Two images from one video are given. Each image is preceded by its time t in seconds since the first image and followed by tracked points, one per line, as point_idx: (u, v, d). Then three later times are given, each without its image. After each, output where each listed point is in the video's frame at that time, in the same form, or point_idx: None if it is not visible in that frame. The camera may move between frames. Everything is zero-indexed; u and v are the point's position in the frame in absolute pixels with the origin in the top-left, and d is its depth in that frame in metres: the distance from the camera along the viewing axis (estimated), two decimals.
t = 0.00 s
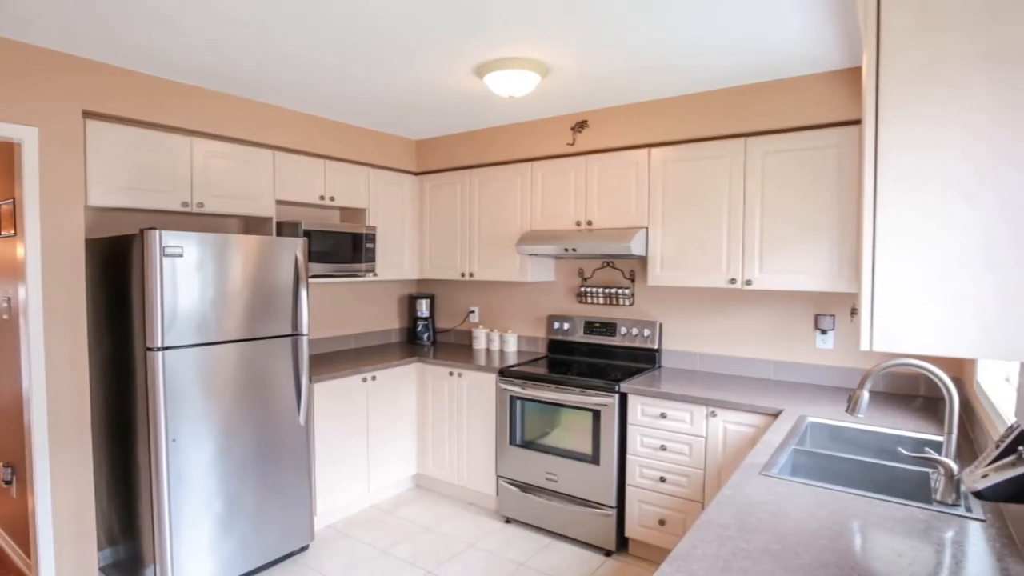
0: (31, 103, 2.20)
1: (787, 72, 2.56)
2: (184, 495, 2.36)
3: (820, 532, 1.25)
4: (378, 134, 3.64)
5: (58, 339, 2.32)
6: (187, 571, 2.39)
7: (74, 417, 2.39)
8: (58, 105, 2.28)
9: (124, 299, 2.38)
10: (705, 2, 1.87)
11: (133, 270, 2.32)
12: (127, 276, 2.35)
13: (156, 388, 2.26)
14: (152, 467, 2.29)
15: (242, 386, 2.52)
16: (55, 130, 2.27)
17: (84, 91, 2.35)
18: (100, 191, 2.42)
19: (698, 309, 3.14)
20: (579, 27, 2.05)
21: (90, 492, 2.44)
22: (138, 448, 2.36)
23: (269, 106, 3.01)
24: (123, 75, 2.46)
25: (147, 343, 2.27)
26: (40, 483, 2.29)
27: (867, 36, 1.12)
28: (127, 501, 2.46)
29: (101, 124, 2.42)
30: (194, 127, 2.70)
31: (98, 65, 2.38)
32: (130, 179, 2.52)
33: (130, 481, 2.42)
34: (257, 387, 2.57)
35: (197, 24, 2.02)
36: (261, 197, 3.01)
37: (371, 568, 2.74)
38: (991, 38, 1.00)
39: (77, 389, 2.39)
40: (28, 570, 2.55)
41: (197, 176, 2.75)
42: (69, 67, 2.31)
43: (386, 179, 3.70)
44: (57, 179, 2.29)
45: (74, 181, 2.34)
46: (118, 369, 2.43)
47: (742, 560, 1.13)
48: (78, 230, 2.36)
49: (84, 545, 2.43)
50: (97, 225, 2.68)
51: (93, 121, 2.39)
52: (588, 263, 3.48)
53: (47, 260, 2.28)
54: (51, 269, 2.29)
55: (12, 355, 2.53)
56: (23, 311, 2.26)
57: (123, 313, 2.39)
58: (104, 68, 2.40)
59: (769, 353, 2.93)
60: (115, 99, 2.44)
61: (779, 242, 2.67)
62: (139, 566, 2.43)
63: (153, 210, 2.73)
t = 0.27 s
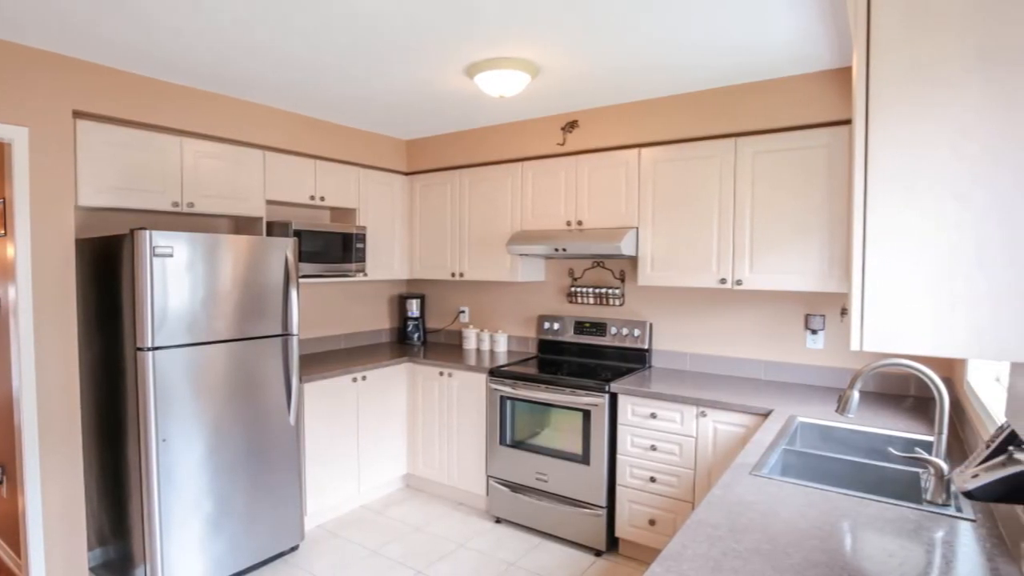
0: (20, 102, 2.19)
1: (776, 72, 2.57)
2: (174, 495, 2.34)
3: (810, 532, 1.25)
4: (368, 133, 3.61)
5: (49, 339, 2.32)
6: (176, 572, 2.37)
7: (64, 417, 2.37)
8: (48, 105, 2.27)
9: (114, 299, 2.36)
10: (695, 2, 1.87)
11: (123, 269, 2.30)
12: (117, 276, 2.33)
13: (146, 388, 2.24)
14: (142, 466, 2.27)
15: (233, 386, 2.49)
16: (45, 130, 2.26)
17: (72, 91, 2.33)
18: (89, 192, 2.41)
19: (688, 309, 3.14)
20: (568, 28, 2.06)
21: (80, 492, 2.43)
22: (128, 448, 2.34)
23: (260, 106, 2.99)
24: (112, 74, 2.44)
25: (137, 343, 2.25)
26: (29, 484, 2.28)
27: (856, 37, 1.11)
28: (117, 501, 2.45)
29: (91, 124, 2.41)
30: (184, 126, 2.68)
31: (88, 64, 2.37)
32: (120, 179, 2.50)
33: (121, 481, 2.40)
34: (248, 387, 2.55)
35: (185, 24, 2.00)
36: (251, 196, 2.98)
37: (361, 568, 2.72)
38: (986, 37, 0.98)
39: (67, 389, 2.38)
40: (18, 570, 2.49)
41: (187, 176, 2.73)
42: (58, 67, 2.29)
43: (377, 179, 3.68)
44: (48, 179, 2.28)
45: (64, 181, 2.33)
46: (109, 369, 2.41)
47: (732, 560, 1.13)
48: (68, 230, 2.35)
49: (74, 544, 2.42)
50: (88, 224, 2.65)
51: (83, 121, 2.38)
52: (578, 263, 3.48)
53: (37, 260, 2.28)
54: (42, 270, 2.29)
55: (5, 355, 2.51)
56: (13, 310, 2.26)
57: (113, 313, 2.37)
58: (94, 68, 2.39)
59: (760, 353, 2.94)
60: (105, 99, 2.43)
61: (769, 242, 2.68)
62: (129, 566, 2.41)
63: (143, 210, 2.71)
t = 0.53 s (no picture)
0: (8, 102, 2.16)
1: (766, 72, 2.57)
2: (164, 495, 2.31)
3: (800, 532, 1.25)
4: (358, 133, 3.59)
5: (39, 340, 2.29)
6: (166, 572, 2.34)
7: (54, 418, 2.34)
8: (38, 105, 2.24)
9: (104, 298, 2.32)
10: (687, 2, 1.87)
11: (112, 269, 2.27)
12: (107, 274, 2.30)
13: (136, 388, 2.21)
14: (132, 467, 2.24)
15: (223, 387, 2.47)
16: (34, 130, 2.23)
17: (60, 91, 2.30)
18: (79, 192, 2.38)
19: (678, 308, 3.15)
20: (565, 28, 2.05)
21: (70, 493, 2.40)
22: (118, 448, 2.31)
23: (252, 106, 2.96)
24: (102, 74, 2.41)
25: (127, 343, 2.22)
26: (19, 482, 2.26)
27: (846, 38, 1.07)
28: (107, 501, 2.41)
29: (82, 124, 2.38)
30: (173, 126, 2.65)
31: (78, 64, 2.34)
32: (110, 179, 2.47)
33: (110, 481, 2.37)
34: (238, 387, 2.52)
35: (176, 25, 1.98)
36: (241, 196, 2.95)
37: (351, 568, 2.70)
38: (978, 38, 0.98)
39: (58, 388, 2.35)
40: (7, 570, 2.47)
41: (177, 176, 2.70)
42: (48, 66, 2.26)
43: (367, 179, 3.65)
44: (38, 180, 2.26)
45: (53, 181, 2.30)
46: (99, 368, 2.38)
47: (723, 560, 1.13)
48: (58, 231, 2.33)
49: (65, 544, 2.39)
50: (78, 225, 2.61)
51: (73, 121, 2.35)
52: (569, 263, 3.48)
53: (27, 261, 2.25)
54: (32, 270, 2.26)
55: None
56: (4, 310, 2.24)
57: (103, 312, 2.33)
58: (84, 68, 2.36)
59: (750, 353, 2.95)
60: (96, 99, 2.40)
61: (759, 243, 2.69)
62: (119, 566, 2.38)
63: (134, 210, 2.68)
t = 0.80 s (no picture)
0: None
1: (756, 72, 2.58)
2: (155, 496, 2.28)
3: (790, 532, 1.26)
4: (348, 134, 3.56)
5: (29, 339, 2.25)
6: (156, 573, 2.30)
7: (45, 417, 2.31)
8: (27, 104, 2.20)
9: (95, 298, 2.29)
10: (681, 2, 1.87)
11: (102, 269, 2.23)
12: (97, 273, 2.26)
13: (126, 388, 2.18)
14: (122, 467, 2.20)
15: (214, 387, 2.44)
16: (23, 130, 2.20)
17: (49, 90, 2.26)
18: (69, 192, 2.34)
19: (668, 308, 3.16)
20: (564, 28, 2.05)
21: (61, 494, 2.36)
22: (108, 448, 2.28)
23: (242, 106, 2.93)
24: (93, 74, 2.38)
25: (117, 343, 2.19)
26: (9, 482, 2.22)
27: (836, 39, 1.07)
28: (98, 501, 2.38)
29: (72, 124, 2.34)
30: (164, 125, 2.62)
31: (68, 64, 2.31)
32: (101, 179, 2.44)
33: (101, 482, 2.34)
34: (228, 387, 2.49)
35: (168, 24, 1.96)
36: (232, 197, 2.91)
37: (341, 568, 2.67)
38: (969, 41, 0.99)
39: (49, 388, 2.31)
40: None
41: (167, 176, 2.66)
42: (37, 65, 2.23)
43: (357, 179, 3.63)
44: (27, 180, 2.22)
45: (42, 182, 2.26)
46: (90, 369, 2.35)
47: (713, 560, 1.13)
48: (48, 231, 2.29)
49: (55, 543, 2.35)
50: (68, 225, 2.57)
51: (64, 121, 2.32)
52: (559, 263, 3.48)
53: (16, 261, 2.21)
54: (21, 271, 2.22)
55: None
56: None
57: (93, 311, 2.30)
58: (74, 67, 2.32)
59: (740, 352, 2.96)
60: (86, 98, 2.36)
61: (749, 243, 2.70)
62: (109, 566, 2.34)
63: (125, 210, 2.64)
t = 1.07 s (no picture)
0: None
1: (747, 72, 2.59)
2: (145, 496, 2.25)
3: (780, 532, 1.26)
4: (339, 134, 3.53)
5: (19, 338, 2.21)
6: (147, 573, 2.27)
7: (35, 417, 2.27)
8: (18, 104, 2.16)
9: (86, 297, 2.25)
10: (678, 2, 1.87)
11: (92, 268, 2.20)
12: (87, 272, 2.23)
13: (116, 387, 2.15)
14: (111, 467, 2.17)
15: (204, 386, 2.41)
16: (13, 130, 2.15)
17: (43, 90, 2.23)
18: (60, 192, 2.30)
19: (659, 308, 3.16)
20: (564, 28, 2.05)
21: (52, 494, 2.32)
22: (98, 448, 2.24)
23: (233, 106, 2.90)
24: (84, 74, 2.34)
25: (107, 343, 2.16)
26: None
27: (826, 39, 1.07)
28: (88, 501, 2.34)
29: (63, 124, 2.31)
30: (155, 125, 2.58)
31: (60, 63, 2.27)
32: (92, 179, 2.40)
33: (91, 482, 2.31)
34: (219, 387, 2.46)
35: (161, 24, 1.93)
36: (222, 197, 2.88)
37: (332, 568, 2.65)
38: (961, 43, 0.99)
39: (38, 387, 2.27)
40: None
41: (158, 176, 2.62)
42: (27, 65, 2.19)
43: (347, 179, 3.60)
44: (17, 180, 2.18)
45: (32, 182, 2.22)
46: (80, 369, 2.31)
47: (703, 560, 1.13)
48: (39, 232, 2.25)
49: (46, 543, 2.31)
50: (57, 225, 2.53)
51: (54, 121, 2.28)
52: (549, 263, 3.47)
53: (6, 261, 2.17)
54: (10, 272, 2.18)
55: None
56: None
57: (84, 310, 2.26)
58: (64, 67, 2.28)
59: (730, 352, 2.98)
60: (77, 98, 2.33)
61: (740, 243, 2.70)
62: (100, 566, 2.31)
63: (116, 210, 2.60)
